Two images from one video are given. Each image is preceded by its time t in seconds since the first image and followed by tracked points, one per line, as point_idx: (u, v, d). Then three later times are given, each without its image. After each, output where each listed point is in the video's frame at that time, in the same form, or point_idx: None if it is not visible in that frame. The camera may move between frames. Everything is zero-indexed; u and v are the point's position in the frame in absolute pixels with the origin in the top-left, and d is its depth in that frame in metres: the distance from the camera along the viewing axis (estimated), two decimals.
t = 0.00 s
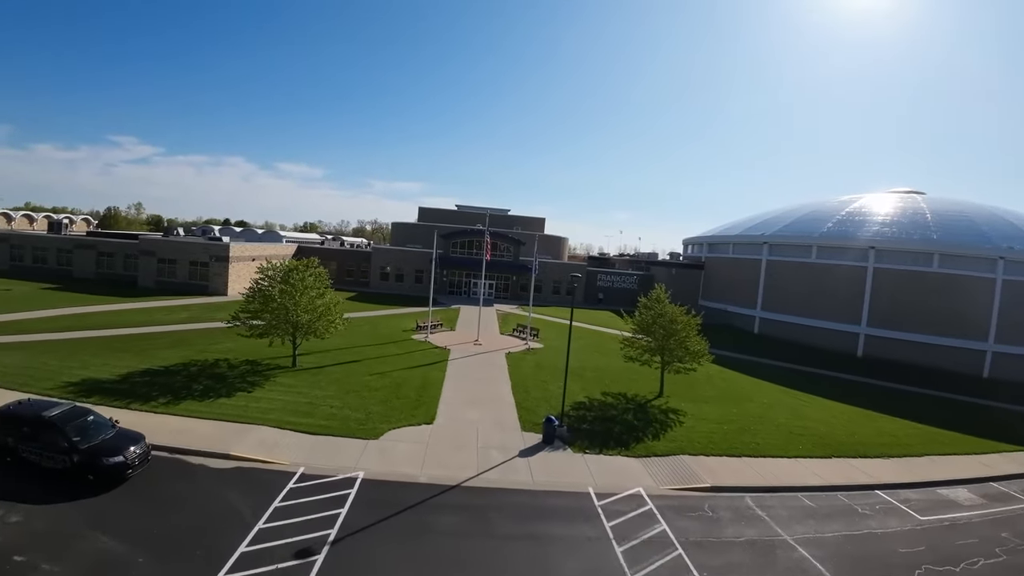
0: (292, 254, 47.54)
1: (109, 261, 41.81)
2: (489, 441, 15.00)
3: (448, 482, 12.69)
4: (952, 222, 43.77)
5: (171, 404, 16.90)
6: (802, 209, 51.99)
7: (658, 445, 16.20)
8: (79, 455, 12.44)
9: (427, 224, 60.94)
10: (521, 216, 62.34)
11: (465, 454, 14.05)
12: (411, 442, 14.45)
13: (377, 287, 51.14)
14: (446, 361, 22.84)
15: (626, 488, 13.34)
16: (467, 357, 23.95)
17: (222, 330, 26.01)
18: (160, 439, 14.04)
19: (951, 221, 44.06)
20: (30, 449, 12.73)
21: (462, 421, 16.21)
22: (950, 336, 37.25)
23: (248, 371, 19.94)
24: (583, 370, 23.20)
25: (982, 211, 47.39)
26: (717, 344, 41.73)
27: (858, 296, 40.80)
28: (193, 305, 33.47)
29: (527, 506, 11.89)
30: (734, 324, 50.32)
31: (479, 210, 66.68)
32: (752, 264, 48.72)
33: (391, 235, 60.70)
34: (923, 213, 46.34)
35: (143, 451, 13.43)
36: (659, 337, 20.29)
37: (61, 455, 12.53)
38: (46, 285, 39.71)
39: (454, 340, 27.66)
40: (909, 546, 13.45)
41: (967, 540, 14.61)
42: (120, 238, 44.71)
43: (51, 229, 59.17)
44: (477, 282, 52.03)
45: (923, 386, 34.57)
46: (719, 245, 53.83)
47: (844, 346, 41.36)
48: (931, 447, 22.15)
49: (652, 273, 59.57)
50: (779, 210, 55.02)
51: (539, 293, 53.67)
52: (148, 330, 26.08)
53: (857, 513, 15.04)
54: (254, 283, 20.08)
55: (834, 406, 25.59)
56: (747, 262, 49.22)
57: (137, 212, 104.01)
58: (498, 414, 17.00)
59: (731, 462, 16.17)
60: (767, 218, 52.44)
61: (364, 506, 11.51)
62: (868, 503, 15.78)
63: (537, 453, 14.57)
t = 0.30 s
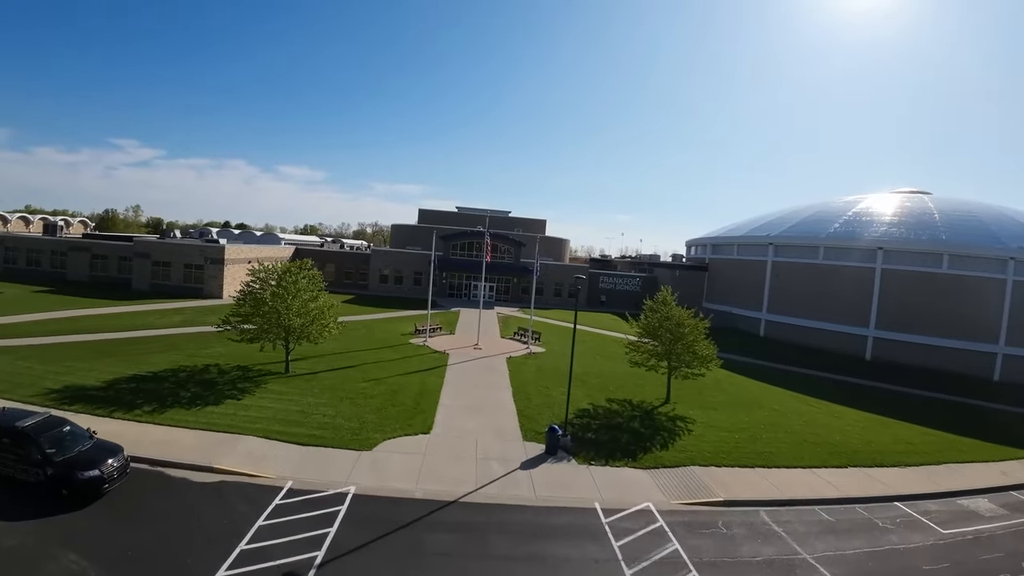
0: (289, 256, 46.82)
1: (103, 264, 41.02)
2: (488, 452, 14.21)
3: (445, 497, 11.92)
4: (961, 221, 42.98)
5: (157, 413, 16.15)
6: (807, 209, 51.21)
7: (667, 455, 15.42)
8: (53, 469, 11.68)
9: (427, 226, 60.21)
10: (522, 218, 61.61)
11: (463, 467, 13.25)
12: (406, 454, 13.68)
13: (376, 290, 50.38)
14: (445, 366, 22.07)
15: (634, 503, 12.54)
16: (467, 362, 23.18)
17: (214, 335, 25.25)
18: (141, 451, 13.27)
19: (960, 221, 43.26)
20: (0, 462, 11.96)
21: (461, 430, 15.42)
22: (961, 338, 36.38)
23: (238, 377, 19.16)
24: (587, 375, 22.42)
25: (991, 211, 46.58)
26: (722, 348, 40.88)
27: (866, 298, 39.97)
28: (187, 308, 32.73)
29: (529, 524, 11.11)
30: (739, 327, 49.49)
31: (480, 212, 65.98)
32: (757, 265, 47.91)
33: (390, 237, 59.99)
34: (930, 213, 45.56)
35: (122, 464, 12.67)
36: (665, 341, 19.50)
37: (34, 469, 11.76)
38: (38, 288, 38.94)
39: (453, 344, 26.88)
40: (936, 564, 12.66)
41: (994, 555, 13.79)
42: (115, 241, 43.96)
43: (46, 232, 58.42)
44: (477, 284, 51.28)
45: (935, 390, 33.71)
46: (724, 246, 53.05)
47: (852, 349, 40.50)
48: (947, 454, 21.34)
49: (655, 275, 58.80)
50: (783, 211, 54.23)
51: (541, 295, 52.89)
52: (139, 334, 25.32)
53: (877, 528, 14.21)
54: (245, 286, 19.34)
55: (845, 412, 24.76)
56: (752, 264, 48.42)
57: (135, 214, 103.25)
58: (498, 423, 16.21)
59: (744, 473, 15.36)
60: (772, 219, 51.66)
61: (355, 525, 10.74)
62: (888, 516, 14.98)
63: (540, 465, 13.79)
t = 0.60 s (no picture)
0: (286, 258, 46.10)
1: (96, 266, 40.26)
2: (488, 463, 13.45)
3: (442, 513, 11.17)
4: (969, 221, 42.20)
5: (140, 422, 15.39)
6: (812, 209, 50.44)
7: (676, 466, 14.65)
8: (24, 484, 10.93)
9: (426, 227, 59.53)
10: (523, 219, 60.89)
11: (461, 481, 12.49)
12: (401, 466, 12.94)
13: (374, 292, 49.67)
14: (443, 371, 21.31)
15: (643, 519, 11.78)
16: (466, 367, 22.43)
17: (206, 339, 24.50)
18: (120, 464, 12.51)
19: (968, 220, 42.48)
20: None
21: (459, 439, 14.66)
22: (972, 340, 35.55)
23: (228, 383, 18.41)
24: (590, 380, 21.66)
25: (999, 210, 45.77)
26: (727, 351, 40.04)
27: (873, 299, 39.18)
28: (180, 311, 31.97)
29: (532, 543, 10.35)
30: (743, 329, 48.69)
31: (480, 213, 65.29)
32: (762, 266, 47.13)
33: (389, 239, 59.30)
34: (938, 213, 44.78)
35: (99, 478, 11.91)
36: (673, 345, 18.73)
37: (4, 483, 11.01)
38: (30, 290, 38.18)
39: (452, 348, 26.12)
40: None
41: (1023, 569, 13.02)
42: (109, 242, 43.21)
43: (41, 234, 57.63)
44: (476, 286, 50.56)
45: (946, 394, 32.86)
46: (727, 247, 52.32)
47: (860, 352, 39.67)
48: (964, 461, 20.54)
49: (657, 276, 58.15)
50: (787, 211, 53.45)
51: (542, 297, 52.17)
52: (128, 338, 24.57)
53: (898, 542, 13.45)
54: (235, 289, 18.58)
55: (856, 418, 23.94)
56: (756, 265, 47.66)
57: (133, 216, 102.26)
58: (498, 431, 15.46)
59: (756, 486, 14.61)
60: (776, 220, 50.90)
61: (345, 545, 9.98)
62: (910, 530, 14.21)
63: (543, 477, 13.03)
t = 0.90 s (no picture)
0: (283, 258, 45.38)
1: (90, 267, 39.56)
2: (488, 473, 12.71)
3: (439, 530, 10.42)
4: (978, 220, 41.42)
5: (124, 429, 14.67)
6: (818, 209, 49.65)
7: (686, 477, 13.90)
8: None
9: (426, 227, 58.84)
10: (523, 219, 60.19)
11: (459, 493, 11.75)
12: (396, 478, 12.18)
13: (373, 293, 48.98)
14: (442, 375, 20.57)
15: (653, 534, 11.03)
16: (465, 370, 21.70)
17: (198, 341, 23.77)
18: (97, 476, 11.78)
19: (977, 219, 41.70)
20: None
21: (458, 448, 13.91)
22: (983, 341, 34.75)
23: (218, 388, 17.68)
24: (594, 384, 20.89)
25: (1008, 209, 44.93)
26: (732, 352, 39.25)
27: (881, 300, 38.37)
28: (173, 313, 31.26)
29: (534, 562, 9.61)
30: (748, 329, 47.91)
31: (480, 213, 64.56)
32: (767, 266, 46.37)
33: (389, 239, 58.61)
34: (946, 212, 43.98)
35: (74, 491, 11.18)
36: (680, 348, 17.95)
37: None
38: (22, 292, 37.48)
39: (451, 350, 25.38)
40: None
41: None
42: (104, 243, 42.51)
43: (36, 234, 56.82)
44: (477, 287, 49.87)
45: (957, 396, 32.05)
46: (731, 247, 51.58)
47: (868, 353, 38.88)
48: (983, 468, 19.77)
49: (660, 276, 57.55)
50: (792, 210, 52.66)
51: (543, 298, 51.43)
52: (118, 341, 23.85)
53: (922, 556, 12.69)
54: (224, 290, 17.80)
55: (869, 422, 23.14)
56: (761, 265, 46.90)
57: (132, 217, 101.54)
58: (499, 439, 14.72)
59: (771, 497, 13.85)
60: (781, 219, 50.11)
61: (333, 565, 9.24)
62: (934, 544, 13.44)
63: (546, 489, 12.28)
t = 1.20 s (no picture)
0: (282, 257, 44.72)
1: (86, 265, 38.97)
2: (489, 483, 11.98)
3: (435, 546, 9.70)
4: (991, 218, 40.50)
5: (107, 435, 14.01)
6: (826, 207, 48.75)
7: (697, 487, 13.16)
8: None
9: (427, 225, 58.11)
10: (526, 217, 59.43)
11: (458, 505, 11.03)
12: (391, 488, 11.47)
13: (373, 292, 48.26)
14: (441, 377, 19.84)
15: (665, 551, 10.28)
16: (465, 372, 20.96)
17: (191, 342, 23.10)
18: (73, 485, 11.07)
19: (989, 217, 40.77)
20: None
21: (457, 455, 13.19)
22: (997, 343, 33.83)
23: (208, 391, 17.01)
24: (599, 387, 20.14)
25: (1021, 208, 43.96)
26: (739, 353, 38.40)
27: (892, 300, 37.46)
28: (168, 312, 30.62)
29: None
30: (755, 329, 47.07)
31: (482, 211, 63.81)
32: (774, 265, 45.50)
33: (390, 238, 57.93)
34: (958, 210, 43.03)
35: (47, 502, 10.44)
36: (690, 350, 17.17)
37: None
38: (17, 290, 36.89)
39: (451, 351, 24.62)
40: None
41: None
42: (100, 241, 41.90)
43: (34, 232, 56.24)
44: (478, 286, 49.16)
45: (972, 398, 31.17)
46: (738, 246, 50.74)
47: (878, 354, 37.99)
48: (1005, 475, 18.93)
49: (665, 275, 56.75)
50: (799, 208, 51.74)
51: (546, 297, 50.65)
52: (108, 341, 23.21)
53: (950, 573, 11.91)
54: (214, 289, 17.09)
55: (883, 427, 22.28)
56: (769, 264, 46.06)
57: (133, 216, 101.10)
58: (500, 444, 13.99)
59: (788, 509, 13.08)
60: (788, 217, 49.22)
61: None
62: (961, 558, 12.66)
63: (550, 500, 11.56)
